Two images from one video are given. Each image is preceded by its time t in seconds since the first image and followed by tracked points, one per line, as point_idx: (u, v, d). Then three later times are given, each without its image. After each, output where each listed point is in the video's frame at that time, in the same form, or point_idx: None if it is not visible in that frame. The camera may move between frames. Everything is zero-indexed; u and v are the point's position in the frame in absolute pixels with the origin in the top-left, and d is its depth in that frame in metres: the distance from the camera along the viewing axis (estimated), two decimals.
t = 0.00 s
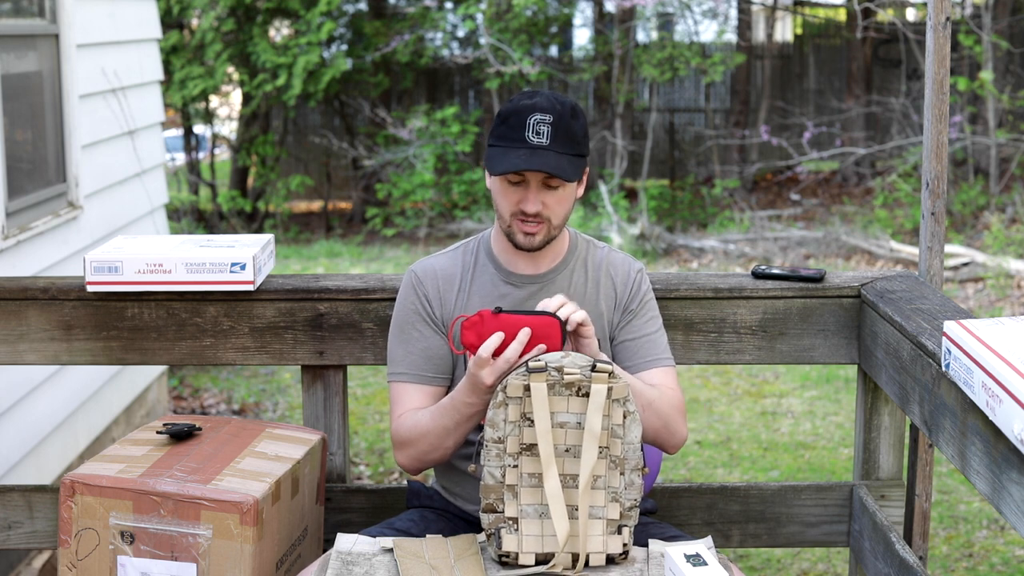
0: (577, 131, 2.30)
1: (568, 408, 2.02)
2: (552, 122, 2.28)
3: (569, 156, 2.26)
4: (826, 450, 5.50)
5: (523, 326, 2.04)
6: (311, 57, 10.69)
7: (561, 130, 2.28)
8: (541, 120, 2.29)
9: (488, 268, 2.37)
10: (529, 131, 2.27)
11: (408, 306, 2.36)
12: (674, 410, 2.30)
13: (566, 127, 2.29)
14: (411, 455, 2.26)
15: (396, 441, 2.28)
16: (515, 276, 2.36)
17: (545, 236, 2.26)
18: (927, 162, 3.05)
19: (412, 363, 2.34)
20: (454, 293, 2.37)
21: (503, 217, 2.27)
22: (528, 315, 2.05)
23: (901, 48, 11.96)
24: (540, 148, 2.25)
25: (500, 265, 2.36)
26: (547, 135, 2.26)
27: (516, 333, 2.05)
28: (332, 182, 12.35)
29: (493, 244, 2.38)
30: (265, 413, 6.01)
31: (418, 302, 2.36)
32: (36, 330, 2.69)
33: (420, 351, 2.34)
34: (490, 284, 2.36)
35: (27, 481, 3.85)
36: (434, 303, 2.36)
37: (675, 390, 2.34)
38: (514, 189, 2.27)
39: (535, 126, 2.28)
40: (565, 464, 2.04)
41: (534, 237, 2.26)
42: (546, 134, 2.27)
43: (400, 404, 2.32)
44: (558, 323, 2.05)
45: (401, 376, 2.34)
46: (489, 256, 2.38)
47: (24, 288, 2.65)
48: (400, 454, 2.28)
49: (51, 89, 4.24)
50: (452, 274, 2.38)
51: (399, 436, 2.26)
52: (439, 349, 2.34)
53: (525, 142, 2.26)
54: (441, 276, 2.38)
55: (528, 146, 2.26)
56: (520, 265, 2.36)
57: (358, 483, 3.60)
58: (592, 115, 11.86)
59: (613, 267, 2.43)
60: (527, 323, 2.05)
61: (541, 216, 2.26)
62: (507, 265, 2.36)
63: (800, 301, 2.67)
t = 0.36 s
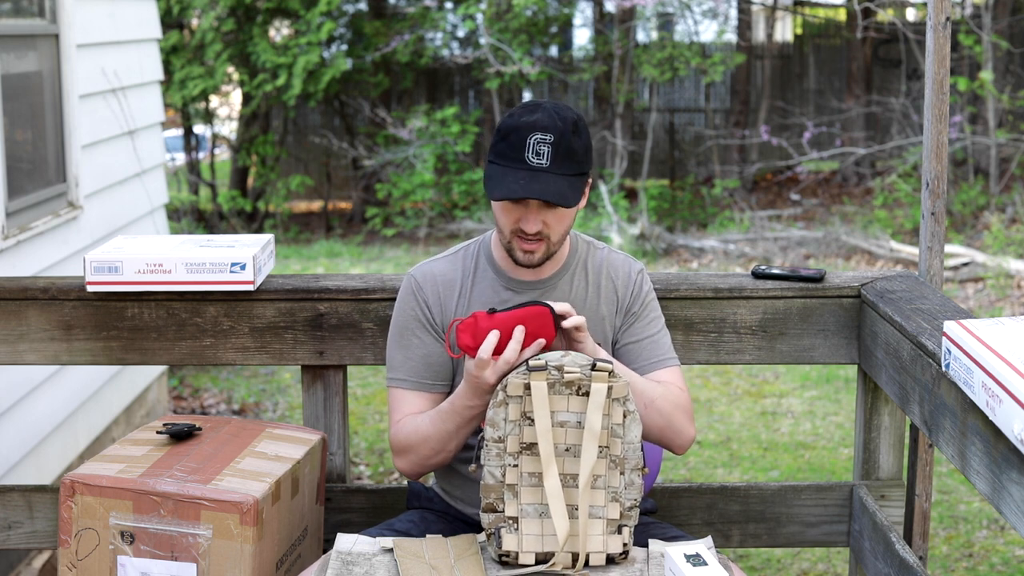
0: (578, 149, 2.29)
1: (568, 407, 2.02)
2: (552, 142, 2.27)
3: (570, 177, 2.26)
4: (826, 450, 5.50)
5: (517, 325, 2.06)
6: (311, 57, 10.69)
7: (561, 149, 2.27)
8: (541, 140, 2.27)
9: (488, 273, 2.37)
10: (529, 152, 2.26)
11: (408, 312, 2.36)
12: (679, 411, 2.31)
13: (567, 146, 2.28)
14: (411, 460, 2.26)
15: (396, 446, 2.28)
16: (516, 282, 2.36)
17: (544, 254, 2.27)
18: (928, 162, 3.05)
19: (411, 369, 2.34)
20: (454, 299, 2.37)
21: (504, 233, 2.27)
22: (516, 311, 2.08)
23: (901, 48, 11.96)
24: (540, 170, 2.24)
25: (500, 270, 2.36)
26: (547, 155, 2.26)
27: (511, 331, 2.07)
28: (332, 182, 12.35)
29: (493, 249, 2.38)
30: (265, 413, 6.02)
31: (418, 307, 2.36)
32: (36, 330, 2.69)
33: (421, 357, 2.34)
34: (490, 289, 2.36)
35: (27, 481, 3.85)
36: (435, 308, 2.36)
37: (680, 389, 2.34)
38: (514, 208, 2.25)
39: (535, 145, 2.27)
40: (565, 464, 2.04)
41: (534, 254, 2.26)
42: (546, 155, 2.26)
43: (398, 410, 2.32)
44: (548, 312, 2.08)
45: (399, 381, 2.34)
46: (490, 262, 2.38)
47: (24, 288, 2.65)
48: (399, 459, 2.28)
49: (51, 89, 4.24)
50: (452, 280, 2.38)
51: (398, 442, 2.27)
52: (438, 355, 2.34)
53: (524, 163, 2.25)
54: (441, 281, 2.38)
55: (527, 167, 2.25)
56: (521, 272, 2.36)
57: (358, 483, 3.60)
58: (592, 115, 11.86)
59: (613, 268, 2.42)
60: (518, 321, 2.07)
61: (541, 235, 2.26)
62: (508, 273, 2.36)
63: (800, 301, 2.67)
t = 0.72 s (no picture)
0: (581, 149, 2.29)
1: (567, 406, 2.02)
2: (555, 141, 2.27)
3: (572, 177, 2.26)
4: (826, 450, 5.50)
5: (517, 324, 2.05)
6: (311, 57, 10.68)
7: (565, 148, 2.27)
8: (543, 138, 2.27)
9: (490, 274, 2.37)
10: (532, 150, 2.26)
11: (409, 312, 2.36)
12: (682, 412, 2.31)
13: (570, 145, 2.28)
14: (410, 460, 2.27)
15: (395, 446, 2.28)
16: (518, 284, 2.36)
17: (546, 252, 2.27)
18: (927, 162, 3.05)
19: (411, 369, 2.34)
20: (456, 299, 2.37)
21: (507, 233, 2.26)
22: (516, 310, 2.07)
23: (901, 48, 11.96)
24: (542, 169, 2.24)
25: (502, 271, 2.36)
26: (549, 154, 2.26)
27: (511, 330, 2.06)
28: (332, 182, 12.35)
29: (495, 250, 2.38)
30: (265, 413, 6.01)
31: (419, 307, 2.36)
32: (36, 330, 2.69)
33: (421, 357, 2.34)
34: (492, 290, 2.36)
35: (27, 481, 3.85)
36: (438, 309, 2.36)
37: (682, 390, 2.35)
38: (516, 206, 2.25)
39: (538, 144, 2.27)
40: (565, 464, 2.04)
41: (535, 253, 2.26)
42: (548, 154, 2.26)
43: (398, 409, 2.32)
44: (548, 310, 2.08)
45: (399, 381, 2.34)
46: (492, 263, 2.38)
47: (24, 288, 2.65)
48: (398, 459, 2.29)
49: (51, 89, 4.24)
50: (454, 280, 2.38)
51: (397, 441, 2.27)
52: (439, 355, 2.34)
53: (527, 162, 2.26)
54: (443, 281, 2.38)
55: (530, 166, 2.25)
56: (524, 273, 2.36)
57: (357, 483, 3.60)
58: (591, 115, 11.86)
59: (615, 268, 2.42)
60: (520, 319, 2.06)
61: (543, 234, 2.25)
62: (510, 274, 2.36)
63: (799, 301, 2.67)
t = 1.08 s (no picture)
0: (591, 144, 2.31)
1: (564, 406, 2.03)
2: (566, 137, 2.28)
3: (586, 173, 2.27)
4: (826, 450, 5.49)
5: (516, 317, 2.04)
6: (311, 57, 10.68)
7: (576, 145, 2.28)
8: (555, 135, 2.28)
9: (493, 274, 2.37)
10: (545, 147, 2.26)
11: (411, 312, 2.36)
12: (680, 415, 2.31)
13: (580, 141, 2.29)
14: (410, 460, 2.27)
15: (395, 446, 2.28)
16: (521, 284, 2.36)
17: (559, 251, 2.26)
18: (928, 162, 3.05)
19: (412, 369, 2.35)
20: (457, 298, 2.37)
21: (519, 231, 2.26)
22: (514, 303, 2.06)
23: (901, 48, 11.96)
24: (557, 165, 2.25)
25: (504, 272, 2.36)
26: (562, 150, 2.26)
27: (511, 322, 2.05)
28: (332, 182, 12.35)
29: (498, 249, 2.38)
30: (265, 413, 6.01)
31: (420, 307, 2.36)
32: (36, 330, 2.69)
33: (422, 357, 2.35)
34: (495, 290, 2.36)
35: (27, 481, 3.85)
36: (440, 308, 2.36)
37: (681, 392, 2.35)
38: (529, 204, 2.25)
39: (550, 141, 2.27)
40: (563, 464, 2.04)
41: (547, 252, 2.26)
42: (561, 150, 2.26)
43: (398, 409, 2.32)
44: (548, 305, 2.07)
45: (400, 381, 2.34)
46: (495, 263, 2.38)
47: (24, 288, 2.65)
48: (398, 460, 2.29)
49: (51, 89, 4.24)
50: (457, 280, 2.38)
51: (396, 441, 2.27)
52: (441, 355, 2.35)
53: (541, 159, 2.25)
54: (446, 281, 2.38)
55: (545, 163, 2.25)
56: (527, 273, 2.36)
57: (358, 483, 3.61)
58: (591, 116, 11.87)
59: (617, 270, 2.42)
60: (519, 311, 2.05)
61: (556, 231, 2.25)
62: (513, 274, 2.36)
63: (800, 301, 2.67)
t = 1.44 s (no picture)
0: (589, 149, 2.31)
1: (564, 407, 2.03)
2: (566, 143, 2.28)
3: (584, 178, 2.27)
4: (826, 450, 5.49)
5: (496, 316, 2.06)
6: (311, 57, 10.68)
7: (575, 149, 2.28)
8: (554, 141, 2.28)
9: (494, 274, 2.37)
10: (544, 153, 2.26)
11: (412, 314, 2.36)
12: (699, 411, 2.35)
13: (579, 145, 2.29)
14: (411, 462, 2.27)
15: (397, 447, 2.28)
16: (523, 285, 2.35)
17: (560, 254, 2.25)
18: (927, 162, 3.05)
19: (415, 371, 2.34)
20: (458, 298, 2.36)
21: (520, 236, 2.25)
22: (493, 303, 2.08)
23: (901, 48, 11.96)
24: (558, 171, 2.25)
25: (507, 273, 2.36)
26: (562, 156, 2.26)
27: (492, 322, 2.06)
28: (332, 182, 12.35)
29: (498, 250, 2.37)
30: (265, 413, 6.01)
31: (421, 308, 2.36)
32: (36, 330, 2.69)
33: (424, 358, 2.34)
34: (496, 291, 2.35)
35: (27, 481, 3.85)
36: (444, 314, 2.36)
37: (695, 390, 2.38)
38: (530, 210, 2.24)
39: (550, 146, 2.27)
40: (563, 464, 2.04)
41: (549, 255, 2.25)
42: (561, 155, 2.26)
43: (400, 411, 2.33)
44: (527, 302, 2.08)
45: (402, 383, 2.35)
46: (496, 264, 2.37)
47: (24, 288, 2.65)
48: (400, 461, 2.29)
49: (51, 89, 4.25)
50: (458, 281, 2.38)
51: (398, 443, 2.27)
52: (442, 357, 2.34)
53: (542, 165, 2.25)
54: (447, 282, 2.38)
55: (545, 169, 2.25)
56: (528, 275, 2.35)
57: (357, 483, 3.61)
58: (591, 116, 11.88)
59: (622, 271, 2.42)
60: (499, 311, 2.06)
61: (557, 235, 2.24)
62: (515, 275, 2.35)
63: (799, 301, 2.67)
